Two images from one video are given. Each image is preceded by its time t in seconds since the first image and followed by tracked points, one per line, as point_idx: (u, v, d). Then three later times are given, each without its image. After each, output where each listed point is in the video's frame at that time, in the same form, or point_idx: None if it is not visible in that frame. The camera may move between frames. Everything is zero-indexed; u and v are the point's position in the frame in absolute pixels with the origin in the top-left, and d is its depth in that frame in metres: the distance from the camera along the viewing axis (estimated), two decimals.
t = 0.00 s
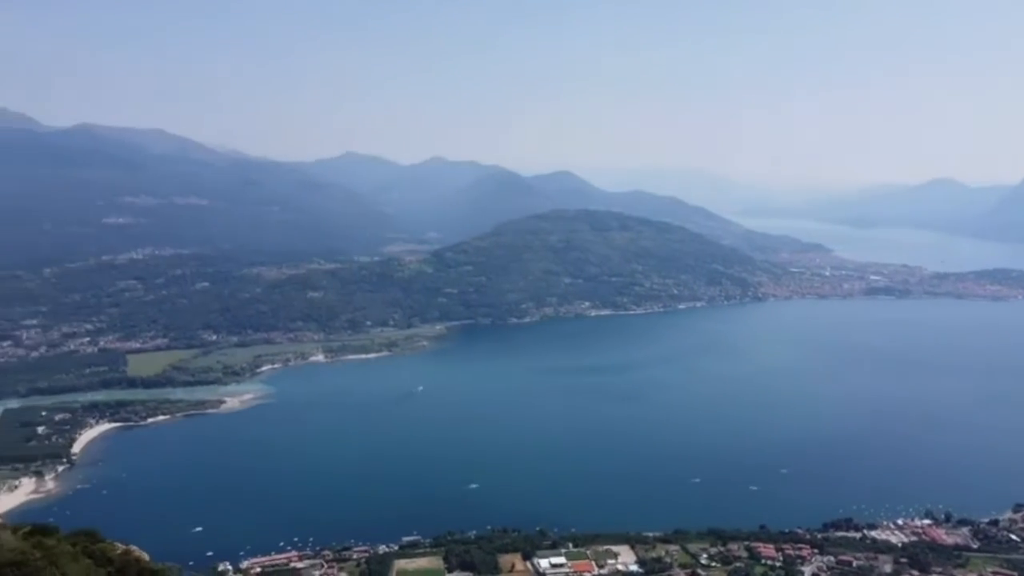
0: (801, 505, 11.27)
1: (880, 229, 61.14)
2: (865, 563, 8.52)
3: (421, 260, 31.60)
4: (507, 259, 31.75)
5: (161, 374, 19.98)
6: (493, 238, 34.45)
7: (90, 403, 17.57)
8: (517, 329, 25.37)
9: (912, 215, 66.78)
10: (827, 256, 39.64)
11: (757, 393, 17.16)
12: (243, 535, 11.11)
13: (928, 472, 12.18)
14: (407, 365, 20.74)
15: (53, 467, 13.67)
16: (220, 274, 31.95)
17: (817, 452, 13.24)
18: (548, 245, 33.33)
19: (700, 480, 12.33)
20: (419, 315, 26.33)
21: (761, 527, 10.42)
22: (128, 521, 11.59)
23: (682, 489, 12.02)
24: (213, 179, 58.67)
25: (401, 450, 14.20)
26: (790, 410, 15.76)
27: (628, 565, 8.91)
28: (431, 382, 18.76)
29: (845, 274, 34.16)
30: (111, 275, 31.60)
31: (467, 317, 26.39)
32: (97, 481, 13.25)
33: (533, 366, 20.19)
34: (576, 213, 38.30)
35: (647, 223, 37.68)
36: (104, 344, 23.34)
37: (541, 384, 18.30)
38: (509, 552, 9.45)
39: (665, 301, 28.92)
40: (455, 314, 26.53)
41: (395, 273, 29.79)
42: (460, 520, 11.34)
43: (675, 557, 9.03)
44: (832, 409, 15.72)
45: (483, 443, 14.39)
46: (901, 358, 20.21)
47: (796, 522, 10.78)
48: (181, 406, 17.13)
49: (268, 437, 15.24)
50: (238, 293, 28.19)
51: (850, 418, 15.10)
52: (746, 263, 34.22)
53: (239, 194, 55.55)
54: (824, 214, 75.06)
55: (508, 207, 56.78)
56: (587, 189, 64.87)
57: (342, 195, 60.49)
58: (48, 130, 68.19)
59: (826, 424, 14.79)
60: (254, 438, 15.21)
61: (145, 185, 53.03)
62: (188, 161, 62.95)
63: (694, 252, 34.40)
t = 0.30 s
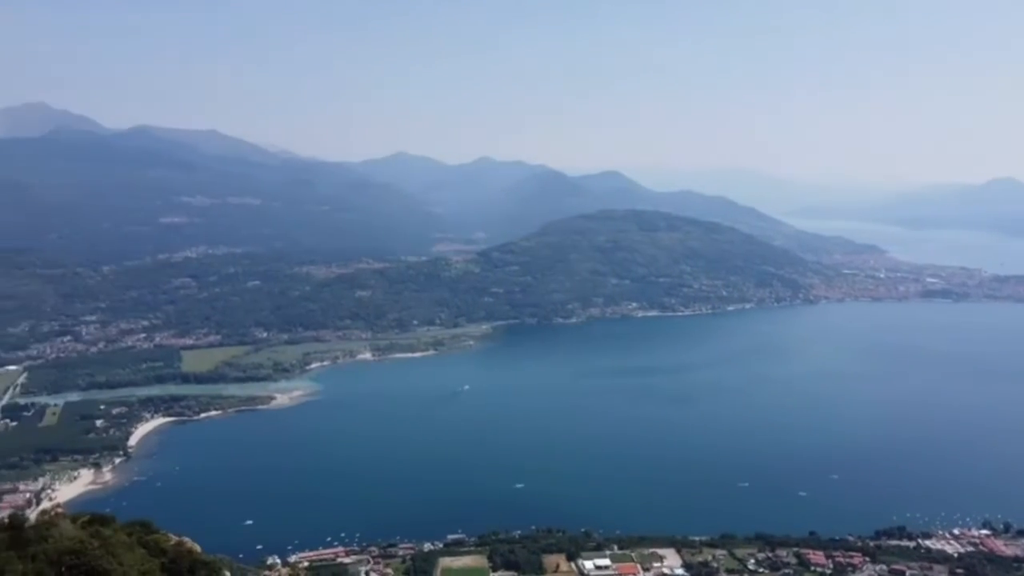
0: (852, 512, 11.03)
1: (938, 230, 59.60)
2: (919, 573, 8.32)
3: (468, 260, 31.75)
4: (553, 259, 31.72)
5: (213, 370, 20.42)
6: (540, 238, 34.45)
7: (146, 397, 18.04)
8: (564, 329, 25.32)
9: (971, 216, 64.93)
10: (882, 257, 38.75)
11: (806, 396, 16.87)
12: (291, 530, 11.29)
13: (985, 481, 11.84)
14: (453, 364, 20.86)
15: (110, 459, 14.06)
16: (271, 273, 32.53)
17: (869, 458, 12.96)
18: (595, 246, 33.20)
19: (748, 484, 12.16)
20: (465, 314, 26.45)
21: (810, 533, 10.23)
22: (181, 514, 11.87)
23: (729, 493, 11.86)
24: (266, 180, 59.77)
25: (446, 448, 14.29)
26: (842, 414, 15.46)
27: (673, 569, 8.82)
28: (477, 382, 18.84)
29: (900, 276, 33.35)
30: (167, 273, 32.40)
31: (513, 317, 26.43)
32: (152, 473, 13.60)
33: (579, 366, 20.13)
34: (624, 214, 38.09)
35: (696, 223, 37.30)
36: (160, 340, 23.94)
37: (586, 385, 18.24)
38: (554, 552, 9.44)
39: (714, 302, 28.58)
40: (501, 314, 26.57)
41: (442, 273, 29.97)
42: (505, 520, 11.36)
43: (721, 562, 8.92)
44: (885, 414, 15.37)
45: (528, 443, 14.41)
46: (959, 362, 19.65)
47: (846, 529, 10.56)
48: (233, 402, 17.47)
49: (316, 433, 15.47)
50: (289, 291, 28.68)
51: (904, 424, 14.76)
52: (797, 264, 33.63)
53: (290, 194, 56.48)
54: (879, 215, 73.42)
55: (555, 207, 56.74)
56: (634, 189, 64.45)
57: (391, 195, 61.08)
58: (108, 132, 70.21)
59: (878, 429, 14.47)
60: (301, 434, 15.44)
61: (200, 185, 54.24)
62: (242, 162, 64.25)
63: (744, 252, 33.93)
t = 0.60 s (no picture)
0: (907, 521, 10.77)
1: (999, 232, 57.81)
2: None
3: (515, 260, 31.80)
4: (601, 259, 31.58)
5: (265, 366, 20.81)
6: (588, 238, 34.32)
7: (200, 392, 18.48)
8: (611, 330, 25.21)
9: None
10: (940, 259, 37.72)
11: (859, 401, 16.54)
12: (339, 525, 11.46)
13: None
14: (500, 363, 20.92)
15: (165, 452, 14.43)
16: (321, 271, 33.02)
17: (924, 465, 12.66)
18: (644, 246, 32.95)
19: (798, 490, 11.95)
20: (513, 314, 26.50)
21: (863, 541, 10.02)
22: (233, 506, 12.13)
23: (779, 499, 11.66)
24: (317, 180, 60.66)
25: (493, 447, 14.35)
26: (896, 420, 15.11)
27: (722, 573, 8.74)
28: (523, 381, 18.85)
29: (959, 279, 32.44)
30: (221, 271, 33.10)
31: (560, 317, 26.40)
32: (206, 467, 13.92)
33: (625, 367, 20.00)
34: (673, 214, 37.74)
35: (747, 224, 36.78)
36: (213, 337, 24.49)
37: (633, 386, 18.13)
38: (600, 554, 9.43)
39: (764, 304, 28.15)
40: (548, 314, 26.57)
41: (489, 272, 30.06)
42: (551, 521, 11.33)
43: (771, 568, 8.84)
44: (941, 420, 14.98)
45: (574, 444, 14.39)
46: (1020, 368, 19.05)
47: (901, 537, 10.31)
48: (284, 398, 17.79)
49: (364, 430, 15.66)
50: (339, 290, 29.08)
51: (961, 431, 14.37)
52: (851, 266, 32.93)
53: (340, 194, 57.25)
54: (936, 216, 71.50)
55: (603, 207, 56.50)
56: (683, 189, 63.82)
57: (439, 195, 61.48)
58: (166, 134, 72.02)
59: (935, 436, 14.09)
60: (350, 431, 15.66)
61: (254, 185, 55.31)
62: (294, 163, 65.32)
63: (795, 254, 33.36)
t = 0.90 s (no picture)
0: (968, 531, 10.48)
1: None
2: None
3: (565, 260, 31.76)
4: (652, 260, 31.33)
5: (318, 363, 21.15)
6: (639, 238, 34.10)
7: (256, 388, 18.87)
8: (662, 331, 25.01)
9: None
10: (1005, 262, 36.52)
11: (918, 406, 16.12)
12: (389, 521, 11.57)
13: None
14: (550, 363, 20.92)
15: (222, 446, 14.76)
16: (374, 270, 33.44)
17: (986, 475, 12.30)
18: (696, 247, 32.59)
19: (855, 496, 11.72)
20: (562, 314, 26.45)
21: (921, 551, 9.79)
22: (286, 501, 12.34)
23: (833, 505, 11.45)
24: (370, 180, 61.44)
25: (543, 447, 14.36)
26: (957, 427, 14.69)
27: None
28: (572, 382, 18.82)
29: None
30: (276, 270, 33.74)
31: (610, 317, 26.29)
32: (260, 461, 14.21)
33: (677, 369, 19.81)
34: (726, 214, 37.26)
35: (802, 224, 36.11)
36: (269, 334, 25.00)
37: (685, 388, 17.94)
38: (648, 557, 9.37)
39: (820, 307, 27.60)
40: (598, 314, 26.45)
41: (540, 272, 30.08)
42: (599, 521, 11.29)
43: None
44: (1004, 428, 14.54)
45: (624, 445, 14.30)
46: None
47: (961, 548, 10.05)
48: (336, 395, 18.05)
49: (415, 428, 15.80)
50: (390, 289, 29.41)
51: None
52: (911, 268, 32.09)
53: (392, 194, 57.85)
54: (1001, 217, 69.29)
55: (655, 207, 56.09)
56: (737, 190, 62.91)
57: (490, 195, 61.74)
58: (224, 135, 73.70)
59: (997, 444, 13.69)
60: (402, 428, 15.82)
61: (308, 184, 56.25)
62: (348, 163, 66.26)
63: (853, 255, 32.63)
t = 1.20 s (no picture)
0: None
1: None
2: None
3: (615, 261, 31.58)
4: (704, 261, 30.96)
5: (369, 361, 21.40)
6: (691, 239, 33.74)
7: (308, 385, 19.18)
8: (714, 333, 24.70)
9: None
10: None
11: (981, 414, 15.66)
12: (438, 519, 11.65)
13: None
14: (599, 364, 20.83)
15: (275, 442, 15.03)
16: (425, 270, 33.72)
17: None
18: (749, 248, 32.11)
19: (914, 505, 11.44)
20: (612, 315, 26.30)
21: (982, 563, 9.50)
22: (336, 497, 12.52)
23: (890, 513, 11.19)
24: (421, 181, 61.97)
25: (591, 448, 14.33)
26: (1021, 435, 14.20)
27: None
28: (622, 383, 18.71)
29: None
30: (329, 268, 34.25)
31: (661, 318, 26.07)
32: (311, 457, 14.43)
33: (728, 372, 19.55)
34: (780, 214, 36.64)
35: (859, 225, 35.31)
36: (322, 332, 25.39)
37: (736, 391, 17.72)
38: (698, 561, 9.27)
39: (877, 310, 26.95)
40: (649, 315, 26.25)
41: (590, 273, 29.97)
42: (648, 524, 11.20)
43: None
44: None
45: (674, 448, 14.18)
46: None
47: None
48: (387, 392, 18.23)
49: (463, 427, 15.90)
50: (441, 288, 29.62)
51: None
52: (974, 271, 31.11)
53: (443, 194, 58.24)
54: None
55: (707, 207, 55.45)
56: (792, 190, 61.78)
57: (541, 195, 61.73)
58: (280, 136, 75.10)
59: None
60: (450, 427, 15.91)
61: (361, 185, 56.96)
62: (400, 163, 66.91)
63: (912, 257, 31.79)
